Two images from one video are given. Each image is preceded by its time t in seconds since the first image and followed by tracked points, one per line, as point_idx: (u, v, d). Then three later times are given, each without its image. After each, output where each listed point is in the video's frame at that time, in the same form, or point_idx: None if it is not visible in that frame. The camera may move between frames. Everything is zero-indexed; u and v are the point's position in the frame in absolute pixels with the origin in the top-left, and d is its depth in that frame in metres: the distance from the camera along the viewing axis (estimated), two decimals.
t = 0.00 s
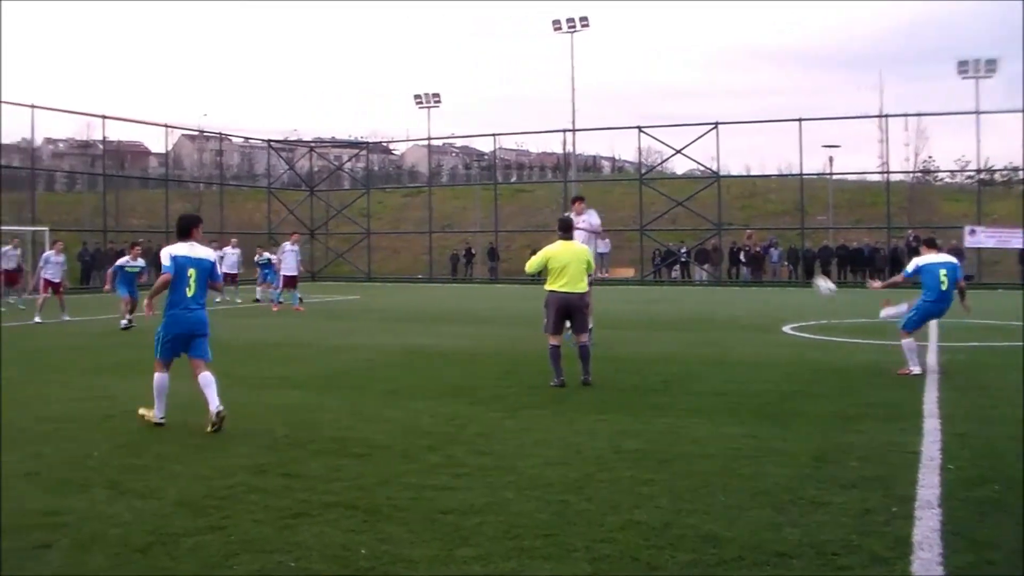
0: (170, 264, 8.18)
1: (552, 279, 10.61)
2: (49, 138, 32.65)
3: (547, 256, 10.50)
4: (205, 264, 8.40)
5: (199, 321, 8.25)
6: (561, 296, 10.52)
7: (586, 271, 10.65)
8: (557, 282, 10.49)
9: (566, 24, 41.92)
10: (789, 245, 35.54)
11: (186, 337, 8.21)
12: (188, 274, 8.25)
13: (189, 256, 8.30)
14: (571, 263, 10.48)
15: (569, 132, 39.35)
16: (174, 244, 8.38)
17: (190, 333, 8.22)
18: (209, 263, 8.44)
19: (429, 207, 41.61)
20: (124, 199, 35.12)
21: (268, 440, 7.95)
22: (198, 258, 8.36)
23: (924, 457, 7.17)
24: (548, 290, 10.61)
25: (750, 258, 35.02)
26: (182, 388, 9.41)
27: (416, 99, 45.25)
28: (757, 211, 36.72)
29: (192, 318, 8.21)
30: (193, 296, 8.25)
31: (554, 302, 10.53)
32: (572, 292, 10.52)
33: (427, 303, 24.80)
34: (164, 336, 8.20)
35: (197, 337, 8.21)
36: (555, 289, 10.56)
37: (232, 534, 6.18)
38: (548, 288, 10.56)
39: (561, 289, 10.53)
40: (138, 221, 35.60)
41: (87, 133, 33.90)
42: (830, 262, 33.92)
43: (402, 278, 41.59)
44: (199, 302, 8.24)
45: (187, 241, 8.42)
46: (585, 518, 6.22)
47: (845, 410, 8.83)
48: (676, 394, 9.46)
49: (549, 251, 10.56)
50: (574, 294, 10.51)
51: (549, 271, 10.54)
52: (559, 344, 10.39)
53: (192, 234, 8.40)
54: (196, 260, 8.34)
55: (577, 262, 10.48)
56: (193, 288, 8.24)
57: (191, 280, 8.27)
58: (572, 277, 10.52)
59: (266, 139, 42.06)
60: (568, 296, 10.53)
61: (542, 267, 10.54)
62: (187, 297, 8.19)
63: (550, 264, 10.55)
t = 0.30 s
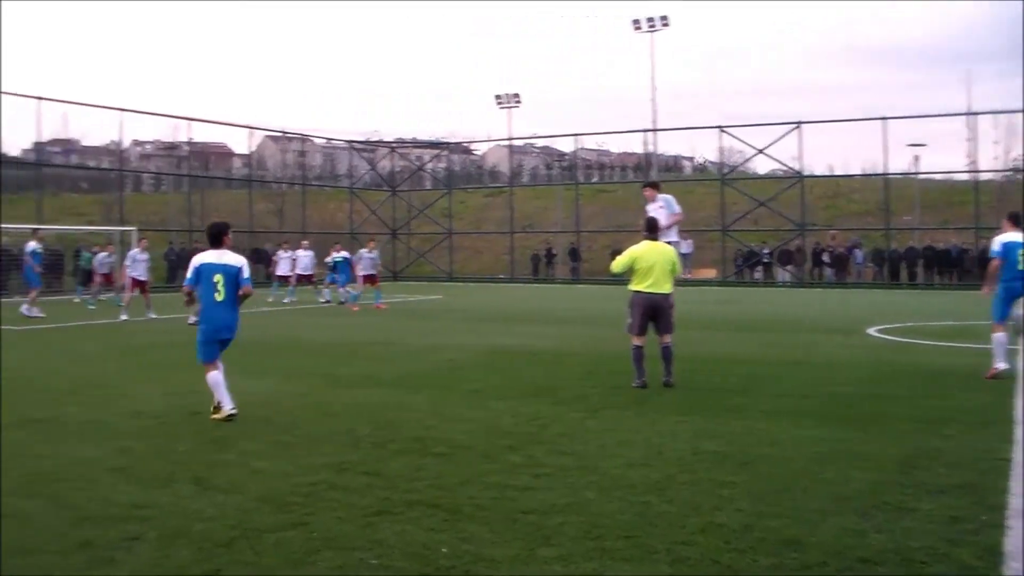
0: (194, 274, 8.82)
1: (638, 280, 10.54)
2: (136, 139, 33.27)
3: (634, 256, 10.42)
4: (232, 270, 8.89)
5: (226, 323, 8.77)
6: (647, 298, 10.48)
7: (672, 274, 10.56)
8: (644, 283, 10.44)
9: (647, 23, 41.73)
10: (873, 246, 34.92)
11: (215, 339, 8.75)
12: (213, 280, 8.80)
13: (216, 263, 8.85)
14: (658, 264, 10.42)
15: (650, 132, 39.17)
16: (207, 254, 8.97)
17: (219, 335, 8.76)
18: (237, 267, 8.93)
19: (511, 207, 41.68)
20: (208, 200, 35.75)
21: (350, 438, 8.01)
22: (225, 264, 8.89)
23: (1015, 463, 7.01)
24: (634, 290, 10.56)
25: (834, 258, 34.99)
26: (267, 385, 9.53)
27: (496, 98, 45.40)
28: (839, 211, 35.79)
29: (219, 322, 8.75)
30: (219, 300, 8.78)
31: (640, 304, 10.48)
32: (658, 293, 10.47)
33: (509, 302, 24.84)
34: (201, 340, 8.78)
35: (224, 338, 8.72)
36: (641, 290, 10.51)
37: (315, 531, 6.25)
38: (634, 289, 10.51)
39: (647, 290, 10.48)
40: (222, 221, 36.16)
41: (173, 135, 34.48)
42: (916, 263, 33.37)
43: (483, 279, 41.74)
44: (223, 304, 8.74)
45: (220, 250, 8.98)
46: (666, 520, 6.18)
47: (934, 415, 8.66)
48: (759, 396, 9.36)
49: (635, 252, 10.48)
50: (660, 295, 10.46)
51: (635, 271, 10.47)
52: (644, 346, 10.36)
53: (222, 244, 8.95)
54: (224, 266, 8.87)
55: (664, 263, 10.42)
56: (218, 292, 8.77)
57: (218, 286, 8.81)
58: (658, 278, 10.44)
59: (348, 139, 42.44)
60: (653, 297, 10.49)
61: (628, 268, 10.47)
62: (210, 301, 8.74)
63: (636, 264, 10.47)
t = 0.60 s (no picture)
0: (275, 274, 8.89)
1: (760, 280, 10.40)
2: (257, 140, 33.92)
3: (757, 256, 10.30)
4: (311, 268, 9.02)
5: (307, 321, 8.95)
6: (768, 298, 10.35)
7: (794, 275, 10.41)
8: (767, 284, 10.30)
9: (764, 19, 41.13)
10: (998, 248, 33.76)
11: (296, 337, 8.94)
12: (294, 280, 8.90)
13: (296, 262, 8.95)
14: (780, 265, 10.28)
15: (767, 131, 38.62)
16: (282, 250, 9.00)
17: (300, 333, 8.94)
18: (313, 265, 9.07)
19: (627, 207, 41.49)
20: (327, 199, 36.34)
21: (465, 436, 8.08)
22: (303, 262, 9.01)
23: None
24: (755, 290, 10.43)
25: (956, 260, 33.44)
26: (386, 381, 9.65)
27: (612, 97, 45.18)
28: (964, 211, 35.04)
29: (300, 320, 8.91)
30: (299, 298, 8.90)
31: (761, 304, 10.36)
32: (780, 294, 10.34)
33: (625, 302, 24.74)
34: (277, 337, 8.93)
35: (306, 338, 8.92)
36: (762, 291, 10.38)
37: (428, 528, 6.31)
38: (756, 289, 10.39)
39: (768, 291, 10.35)
40: (339, 220, 36.67)
41: (292, 136, 35.05)
42: None
43: (599, 279, 41.65)
44: (304, 304, 8.88)
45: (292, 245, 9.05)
46: (781, 525, 6.10)
47: None
48: (879, 401, 9.16)
49: (758, 251, 10.35)
50: (782, 296, 10.32)
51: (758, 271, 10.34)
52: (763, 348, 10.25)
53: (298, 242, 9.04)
54: (302, 265, 8.98)
55: (787, 265, 10.28)
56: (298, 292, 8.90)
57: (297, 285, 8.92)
58: (780, 278, 10.31)
59: (465, 139, 42.64)
60: (775, 298, 10.36)
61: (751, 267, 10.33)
62: (293, 301, 8.86)
63: (759, 263, 10.34)
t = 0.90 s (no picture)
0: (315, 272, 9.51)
1: (827, 280, 10.31)
2: (322, 141, 34.18)
3: (824, 257, 10.24)
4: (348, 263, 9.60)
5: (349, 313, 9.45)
6: (834, 299, 10.26)
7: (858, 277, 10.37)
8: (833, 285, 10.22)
9: (832, 18, 40.75)
10: None
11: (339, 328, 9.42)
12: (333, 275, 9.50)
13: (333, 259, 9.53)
14: (848, 265, 10.20)
15: (835, 130, 38.25)
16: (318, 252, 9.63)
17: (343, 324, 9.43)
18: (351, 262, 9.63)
19: (692, 207, 41.26)
20: (391, 199, 36.50)
21: (527, 435, 8.09)
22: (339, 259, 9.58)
23: None
24: (820, 290, 10.35)
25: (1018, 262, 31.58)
26: (449, 380, 9.69)
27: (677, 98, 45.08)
28: None
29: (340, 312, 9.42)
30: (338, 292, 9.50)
31: (828, 305, 10.26)
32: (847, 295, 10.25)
33: (689, 303, 24.56)
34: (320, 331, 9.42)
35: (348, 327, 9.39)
36: (828, 291, 10.30)
37: (489, 527, 6.32)
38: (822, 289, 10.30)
39: (835, 291, 10.27)
40: (405, 219, 36.88)
41: (357, 135, 35.30)
42: None
43: (662, 279, 41.41)
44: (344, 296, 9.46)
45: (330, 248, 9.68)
46: (844, 529, 6.04)
47: None
48: (948, 404, 9.02)
49: (825, 251, 10.28)
50: (849, 297, 10.23)
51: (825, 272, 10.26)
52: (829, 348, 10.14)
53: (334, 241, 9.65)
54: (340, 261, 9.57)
55: (854, 265, 10.21)
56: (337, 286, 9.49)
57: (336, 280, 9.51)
58: (848, 279, 10.23)
59: (529, 139, 42.71)
60: (841, 299, 10.27)
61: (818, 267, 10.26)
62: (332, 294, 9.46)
63: (827, 264, 10.26)
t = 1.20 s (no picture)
0: (332, 268, 10.08)
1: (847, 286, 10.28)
2: (357, 141, 34.28)
3: (844, 261, 10.22)
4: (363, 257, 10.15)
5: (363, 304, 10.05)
6: (855, 303, 10.23)
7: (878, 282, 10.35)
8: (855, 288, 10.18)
9: (869, 16, 40.42)
10: None
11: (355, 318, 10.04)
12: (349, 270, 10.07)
13: (348, 253, 10.09)
14: (868, 269, 10.19)
15: (871, 130, 37.93)
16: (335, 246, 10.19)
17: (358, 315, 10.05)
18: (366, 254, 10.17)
19: (727, 208, 41.10)
20: (426, 198, 36.58)
21: (559, 435, 8.08)
22: (355, 253, 10.11)
23: None
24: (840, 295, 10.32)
25: None
26: (482, 379, 9.70)
27: (712, 98, 44.81)
28: None
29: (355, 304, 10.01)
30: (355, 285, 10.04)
31: (849, 309, 10.22)
32: (868, 299, 10.23)
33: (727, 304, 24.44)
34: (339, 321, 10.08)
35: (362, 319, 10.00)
36: (850, 295, 10.26)
37: (520, 527, 6.33)
38: (844, 294, 10.27)
39: (857, 295, 10.22)
40: (439, 220, 37.00)
41: (391, 136, 35.35)
42: None
43: (696, 279, 41.25)
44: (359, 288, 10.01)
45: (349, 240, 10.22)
46: (878, 533, 6.00)
47: None
48: (984, 405, 8.93)
49: (845, 256, 10.28)
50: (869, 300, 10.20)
51: (845, 276, 10.24)
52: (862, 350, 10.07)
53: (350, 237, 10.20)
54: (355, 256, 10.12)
55: (875, 269, 10.19)
56: (353, 280, 10.04)
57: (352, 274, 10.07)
58: (869, 283, 10.21)
59: (564, 139, 42.67)
60: (862, 303, 10.25)
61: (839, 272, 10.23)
62: (349, 287, 10.01)
63: (847, 270, 10.24)
